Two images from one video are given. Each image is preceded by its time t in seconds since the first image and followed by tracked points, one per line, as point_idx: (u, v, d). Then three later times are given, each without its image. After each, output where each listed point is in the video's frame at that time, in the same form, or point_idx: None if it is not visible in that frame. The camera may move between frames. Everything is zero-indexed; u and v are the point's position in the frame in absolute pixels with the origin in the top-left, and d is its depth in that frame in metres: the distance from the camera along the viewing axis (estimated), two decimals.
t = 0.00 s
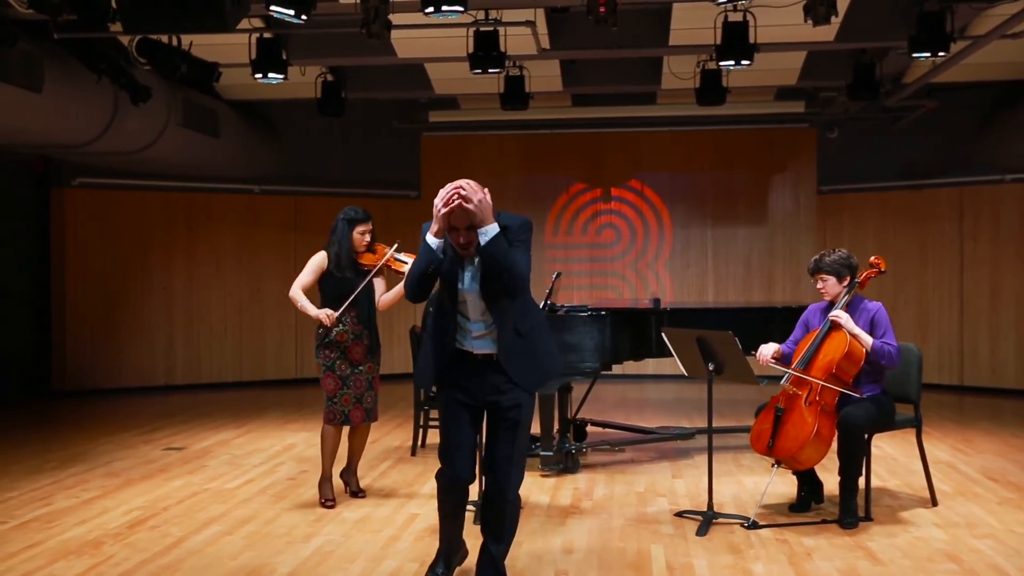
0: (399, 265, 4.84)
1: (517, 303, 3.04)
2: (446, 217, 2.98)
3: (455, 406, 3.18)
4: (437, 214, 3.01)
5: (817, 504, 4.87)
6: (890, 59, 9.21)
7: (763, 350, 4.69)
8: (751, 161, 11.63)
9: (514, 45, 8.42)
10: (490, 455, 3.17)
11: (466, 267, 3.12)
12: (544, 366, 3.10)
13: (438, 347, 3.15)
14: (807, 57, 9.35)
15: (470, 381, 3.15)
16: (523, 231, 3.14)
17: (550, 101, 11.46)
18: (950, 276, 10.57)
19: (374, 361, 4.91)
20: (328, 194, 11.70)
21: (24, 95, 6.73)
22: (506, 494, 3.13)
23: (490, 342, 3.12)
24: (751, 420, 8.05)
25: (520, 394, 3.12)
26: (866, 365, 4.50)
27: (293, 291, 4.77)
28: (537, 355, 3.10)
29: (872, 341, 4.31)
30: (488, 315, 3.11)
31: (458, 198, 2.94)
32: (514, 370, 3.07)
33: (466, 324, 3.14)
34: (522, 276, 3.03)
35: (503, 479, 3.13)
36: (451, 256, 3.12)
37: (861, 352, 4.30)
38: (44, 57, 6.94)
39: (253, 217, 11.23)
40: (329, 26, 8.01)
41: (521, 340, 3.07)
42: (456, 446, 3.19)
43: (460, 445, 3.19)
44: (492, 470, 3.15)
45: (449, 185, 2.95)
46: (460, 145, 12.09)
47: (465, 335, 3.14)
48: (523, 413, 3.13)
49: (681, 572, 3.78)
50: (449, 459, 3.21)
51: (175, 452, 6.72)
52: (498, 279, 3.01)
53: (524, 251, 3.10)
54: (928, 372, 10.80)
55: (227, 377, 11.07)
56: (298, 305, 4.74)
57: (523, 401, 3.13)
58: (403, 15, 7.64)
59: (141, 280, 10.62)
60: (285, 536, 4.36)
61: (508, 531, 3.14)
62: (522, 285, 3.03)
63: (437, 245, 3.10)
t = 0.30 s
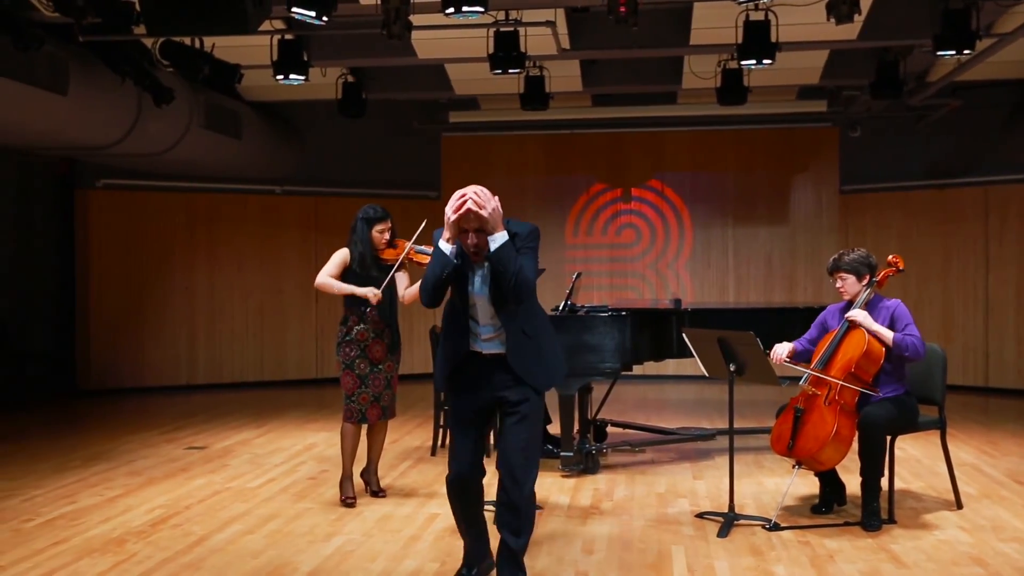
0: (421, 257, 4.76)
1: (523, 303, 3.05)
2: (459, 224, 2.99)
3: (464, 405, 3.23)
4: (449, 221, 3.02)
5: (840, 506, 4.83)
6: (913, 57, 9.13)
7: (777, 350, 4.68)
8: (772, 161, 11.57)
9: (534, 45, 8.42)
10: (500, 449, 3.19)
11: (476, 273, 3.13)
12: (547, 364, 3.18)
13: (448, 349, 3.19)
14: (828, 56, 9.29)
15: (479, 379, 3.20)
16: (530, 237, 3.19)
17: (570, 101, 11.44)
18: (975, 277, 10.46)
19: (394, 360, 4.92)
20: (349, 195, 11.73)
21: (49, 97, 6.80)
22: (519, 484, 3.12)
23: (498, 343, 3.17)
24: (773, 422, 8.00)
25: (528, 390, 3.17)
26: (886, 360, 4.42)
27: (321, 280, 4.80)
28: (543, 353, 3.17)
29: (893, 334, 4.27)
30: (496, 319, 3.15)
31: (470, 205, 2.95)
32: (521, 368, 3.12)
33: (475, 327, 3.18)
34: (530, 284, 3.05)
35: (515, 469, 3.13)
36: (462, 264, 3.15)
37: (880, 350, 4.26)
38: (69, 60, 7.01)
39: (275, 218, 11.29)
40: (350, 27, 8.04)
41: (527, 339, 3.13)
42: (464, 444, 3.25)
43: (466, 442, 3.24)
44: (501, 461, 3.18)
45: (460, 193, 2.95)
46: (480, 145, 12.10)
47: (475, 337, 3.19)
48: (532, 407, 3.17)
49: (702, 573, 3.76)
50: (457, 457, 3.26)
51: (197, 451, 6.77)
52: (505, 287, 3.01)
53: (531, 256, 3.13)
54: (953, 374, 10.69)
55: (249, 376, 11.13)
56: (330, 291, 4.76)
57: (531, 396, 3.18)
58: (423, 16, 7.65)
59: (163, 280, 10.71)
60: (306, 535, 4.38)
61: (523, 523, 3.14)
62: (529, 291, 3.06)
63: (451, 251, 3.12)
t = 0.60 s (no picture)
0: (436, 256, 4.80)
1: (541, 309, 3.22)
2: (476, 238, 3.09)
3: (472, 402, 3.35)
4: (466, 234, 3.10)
5: (856, 508, 4.80)
6: (930, 56, 9.06)
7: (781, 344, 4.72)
8: (788, 161, 11.52)
9: (548, 45, 8.41)
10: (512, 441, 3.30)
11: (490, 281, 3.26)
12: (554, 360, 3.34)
13: (458, 351, 3.30)
14: (844, 56, 9.25)
15: (489, 377, 3.33)
16: (540, 245, 3.31)
17: (585, 101, 11.43)
18: (993, 277, 10.37)
19: (407, 359, 4.93)
20: (363, 195, 11.75)
21: (66, 98, 6.85)
22: (536, 474, 3.24)
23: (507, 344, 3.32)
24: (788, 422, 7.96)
25: (538, 385, 3.31)
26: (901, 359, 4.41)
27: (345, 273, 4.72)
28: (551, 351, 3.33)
29: (909, 332, 4.26)
30: (508, 323, 3.30)
31: (489, 220, 3.04)
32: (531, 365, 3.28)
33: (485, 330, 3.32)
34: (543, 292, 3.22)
35: (530, 461, 3.24)
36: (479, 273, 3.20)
37: (895, 351, 4.25)
38: (86, 61, 7.05)
39: (290, 217, 11.33)
40: (364, 28, 8.05)
41: (536, 341, 3.28)
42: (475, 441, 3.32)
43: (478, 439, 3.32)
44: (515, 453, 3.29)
45: (478, 208, 3.04)
46: (494, 145, 12.10)
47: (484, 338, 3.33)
48: (542, 400, 3.32)
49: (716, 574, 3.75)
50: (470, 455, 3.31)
51: (212, 450, 6.79)
52: (522, 296, 3.18)
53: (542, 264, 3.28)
54: (970, 375, 10.63)
55: (264, 376, 11.17)
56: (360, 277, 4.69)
57: (541, 390, 3.32)
58: (437, 17, 7.66)
59: (180, 280, 10.76)
60: (321, 534, 4.39)
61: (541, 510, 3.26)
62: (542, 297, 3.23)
63: (470, 263, 3.17)
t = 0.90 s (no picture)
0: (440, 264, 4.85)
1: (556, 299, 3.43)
2: (496, 229, 3.29)
3: (486, 400, 3.46)
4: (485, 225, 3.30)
5: (862, 508, 4.79)
6: (937, 55, 9.04)
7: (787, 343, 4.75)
8: (793, 161, 11.50)
9: (553, 44, 8.40)
10: (531, 439, 3.50)
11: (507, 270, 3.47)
12: (566, 358, 3.53)
13: (474, 344, 3.46)
14: (850, 55, 9.23)
15: (503, 373, 3.49)
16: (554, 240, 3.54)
17: (591, 100, 11.42)
18: (1001, 276, 10.33)
19: (411, 359, 4.93)
20: (369, 195, 11.75)
21: (73, 99, 6.88)
22: (560, 472, 3.48)
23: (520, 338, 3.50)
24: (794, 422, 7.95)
25: (552, 384, 3.50)
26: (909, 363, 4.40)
27: (370, 275, 4.73)
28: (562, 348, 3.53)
29: (917, 340, 4.27)
30: (522, 314, 3.50)
31: (510, 210, 3.24)
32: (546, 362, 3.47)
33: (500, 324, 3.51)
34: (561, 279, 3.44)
35: (555, 461, 3.47)
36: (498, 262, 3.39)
37: (903, 353, 4.24)
38: (92, 62, 7.07)
39: (295, 217, 11.34)
40: (370, 27, 8.05)
41: (549, 335, 3.49)
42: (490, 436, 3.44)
43: (493, 434, 3.44)
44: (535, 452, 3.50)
45: (499, 199, 3.23)
46: (499, 145, 12.10)
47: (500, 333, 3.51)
48: (556, 400, 3.50)
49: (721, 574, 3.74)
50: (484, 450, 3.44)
51: (218, 450, 6.79)
52: (540, 284, 3.39)
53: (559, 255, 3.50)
54: (976, 375, 10.60)
55: (270, 376, 11.19)
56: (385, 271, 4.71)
57: (554, 389, 3.50)
58: (444, 17, 7.68)
59: (186, 279, 10.78)
60: (327, 534, 4.39)
61: (563, 503, 3.53)
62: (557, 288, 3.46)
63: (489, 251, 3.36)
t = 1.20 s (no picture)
0: (438, 262, 4.83)
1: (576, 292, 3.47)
2: (517, 222, 3.33)
3: (503, 396, 3.48)
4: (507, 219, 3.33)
5: (860, 508, 4.79)
6: (936, 56, 9.05)
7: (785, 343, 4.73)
8: (792, 161, 11.50)
9: (552, 45, 8.41)
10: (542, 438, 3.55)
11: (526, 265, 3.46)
12: (581, 359, 3.57)
13: (495, 339, 3.48)
14: (849, 56, 9.25)
15: (520, 370, 3.51)
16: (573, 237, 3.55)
17: (590, 101, 11.42)
18: (999, 276, 10.34)
19: (409, 359, 4.93)
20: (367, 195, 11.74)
21: (72, 99, 6.88)
22: (566, 474, 3.55)
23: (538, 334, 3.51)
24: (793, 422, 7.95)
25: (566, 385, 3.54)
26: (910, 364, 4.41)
27: (373, 280, 4.74)
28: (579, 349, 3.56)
29: (919, 337, 4.28)
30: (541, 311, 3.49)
31: (532, 203, 3.29)
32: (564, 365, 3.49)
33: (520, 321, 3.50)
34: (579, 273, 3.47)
35: (563, 463, 3.54)
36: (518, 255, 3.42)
37: (905, 354, 4.24)
38: (92, 62, 7.08)
39: (294, 217, 11.34)
40: (369, 27, 8.05)
41: (567, 333, 3.52)
42: (505, 432, 3.48)
43: (507, 431, 3.48)
44: (544, 452, 3.56)
45: (522, 193, 3.28)
46: (499, 145, 12.11)
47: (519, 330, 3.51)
48: (568, 403, 3.54)
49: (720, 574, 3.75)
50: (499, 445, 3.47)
51: (217, 450, 6.79)
52: (562, 276, 3.41)
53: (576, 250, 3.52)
54: (975, 374, 10.61)
55: (269, 376, 11.19)
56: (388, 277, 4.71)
57: (568, 391, 3.55)
58: (443, 17, 7.68)
59: (185, 279, 10.78)
60: (325, 534, 4.39)
61: (565, 503, 3.61)
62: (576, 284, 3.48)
63: (511, 243, 3.36)
